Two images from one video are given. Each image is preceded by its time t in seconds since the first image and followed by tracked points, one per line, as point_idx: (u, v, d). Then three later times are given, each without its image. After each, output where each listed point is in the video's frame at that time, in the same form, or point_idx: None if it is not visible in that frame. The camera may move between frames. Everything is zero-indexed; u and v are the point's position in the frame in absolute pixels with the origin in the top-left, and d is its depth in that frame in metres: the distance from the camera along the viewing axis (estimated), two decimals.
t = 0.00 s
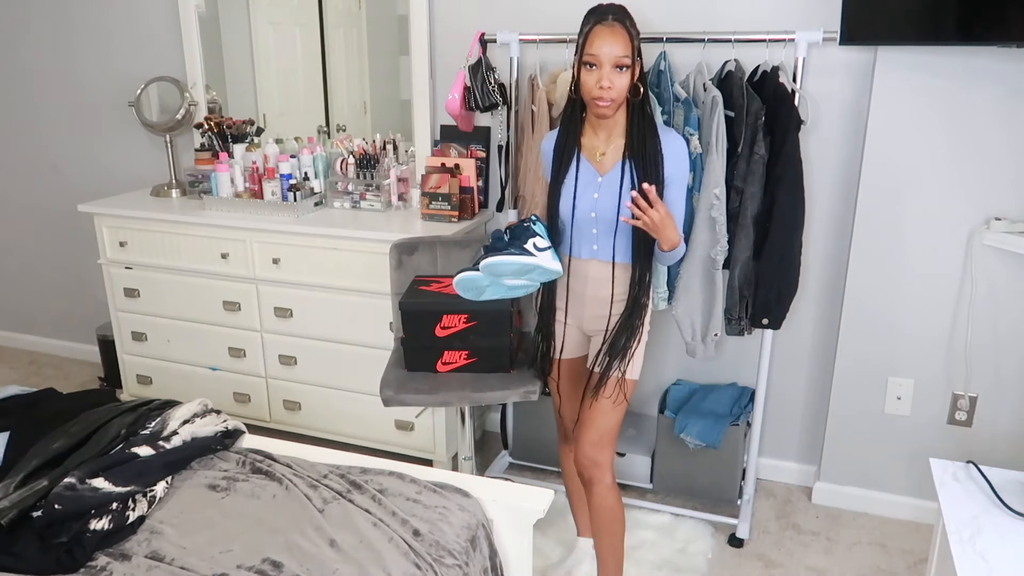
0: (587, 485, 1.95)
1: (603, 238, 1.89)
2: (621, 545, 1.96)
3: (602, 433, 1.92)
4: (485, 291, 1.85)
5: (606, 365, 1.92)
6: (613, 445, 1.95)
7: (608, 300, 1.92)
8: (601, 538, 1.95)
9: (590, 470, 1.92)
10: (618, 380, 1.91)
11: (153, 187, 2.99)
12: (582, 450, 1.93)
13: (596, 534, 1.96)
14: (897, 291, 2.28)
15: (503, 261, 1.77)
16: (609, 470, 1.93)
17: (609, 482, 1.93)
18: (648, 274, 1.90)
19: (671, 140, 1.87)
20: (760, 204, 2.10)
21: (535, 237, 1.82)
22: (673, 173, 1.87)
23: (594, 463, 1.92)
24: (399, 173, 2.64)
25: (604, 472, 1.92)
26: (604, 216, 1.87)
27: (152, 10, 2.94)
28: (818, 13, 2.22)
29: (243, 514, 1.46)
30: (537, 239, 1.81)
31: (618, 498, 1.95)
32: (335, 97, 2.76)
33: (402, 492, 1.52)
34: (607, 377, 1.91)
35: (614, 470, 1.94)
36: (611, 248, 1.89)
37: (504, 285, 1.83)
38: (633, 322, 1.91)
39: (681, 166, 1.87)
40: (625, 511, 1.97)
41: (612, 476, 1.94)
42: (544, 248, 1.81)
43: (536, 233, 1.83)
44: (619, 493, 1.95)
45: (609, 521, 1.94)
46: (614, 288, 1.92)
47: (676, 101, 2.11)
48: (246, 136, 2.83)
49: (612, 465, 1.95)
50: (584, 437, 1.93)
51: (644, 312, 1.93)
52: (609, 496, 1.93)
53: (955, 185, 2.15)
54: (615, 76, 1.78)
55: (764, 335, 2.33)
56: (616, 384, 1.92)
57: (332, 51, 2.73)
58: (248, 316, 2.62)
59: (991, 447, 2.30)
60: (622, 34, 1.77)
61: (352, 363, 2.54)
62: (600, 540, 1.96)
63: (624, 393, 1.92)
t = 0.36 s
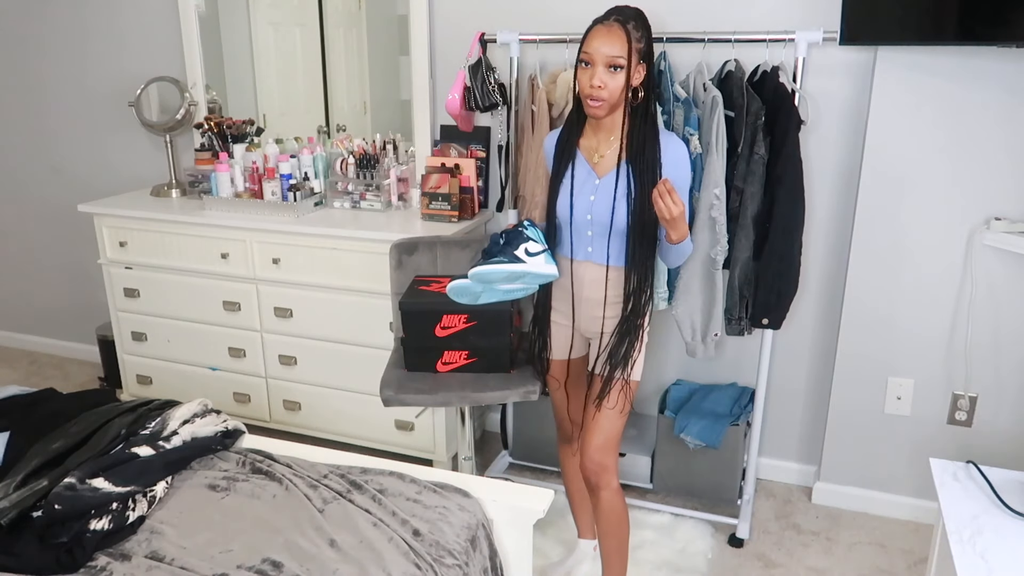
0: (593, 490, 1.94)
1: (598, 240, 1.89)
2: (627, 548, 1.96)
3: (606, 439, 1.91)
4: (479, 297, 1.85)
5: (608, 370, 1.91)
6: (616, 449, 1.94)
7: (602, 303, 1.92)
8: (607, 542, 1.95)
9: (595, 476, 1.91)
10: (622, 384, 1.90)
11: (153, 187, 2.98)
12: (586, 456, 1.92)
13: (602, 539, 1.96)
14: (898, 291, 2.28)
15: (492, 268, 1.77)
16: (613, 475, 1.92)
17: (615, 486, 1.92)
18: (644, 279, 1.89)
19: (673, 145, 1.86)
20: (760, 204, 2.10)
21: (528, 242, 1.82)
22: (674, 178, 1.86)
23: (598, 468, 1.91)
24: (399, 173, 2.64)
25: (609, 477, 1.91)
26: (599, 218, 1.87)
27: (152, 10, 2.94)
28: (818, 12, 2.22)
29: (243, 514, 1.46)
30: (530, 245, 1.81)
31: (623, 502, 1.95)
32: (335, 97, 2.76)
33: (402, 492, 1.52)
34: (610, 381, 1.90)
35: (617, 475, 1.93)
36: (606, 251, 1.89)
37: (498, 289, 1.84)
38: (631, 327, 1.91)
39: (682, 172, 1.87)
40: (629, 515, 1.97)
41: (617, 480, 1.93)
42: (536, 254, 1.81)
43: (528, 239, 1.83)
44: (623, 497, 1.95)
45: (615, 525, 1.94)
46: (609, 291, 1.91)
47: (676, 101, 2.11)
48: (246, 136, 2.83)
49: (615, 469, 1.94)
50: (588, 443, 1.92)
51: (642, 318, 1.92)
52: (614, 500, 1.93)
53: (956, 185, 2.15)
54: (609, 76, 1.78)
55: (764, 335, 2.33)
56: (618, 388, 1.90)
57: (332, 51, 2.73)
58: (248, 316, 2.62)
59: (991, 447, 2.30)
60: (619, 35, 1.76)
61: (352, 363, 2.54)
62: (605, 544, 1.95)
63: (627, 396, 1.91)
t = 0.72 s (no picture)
0: (588, 493, 1.94)
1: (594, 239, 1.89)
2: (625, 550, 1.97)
3: (602, 442, 1.91)
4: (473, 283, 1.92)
5: (604, 372, 1.91)
6: (612, 451, 1.94)
7: (600, 302, 1.91)
8: (605, 545, 1.95)
9: (590, 480, 1.91)
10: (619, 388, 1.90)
11: (153, 187, 2.98)
12: (582, 459, 1.91)
13: (598, 541, 1.96)
14: (898, 291, 2.28)
15: (485, 251, 1.82)
16: (609, 477, 1.92)
17: (610, 488, 1.92)
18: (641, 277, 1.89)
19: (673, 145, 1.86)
20: (760, 204, 2.10)
21: (523, 231, 1.87)
22: (674, 178, 1.86)
23: (595, 471, 1.90)
24: (399, 173, 2.64)
25: (606, 479, 1.91)
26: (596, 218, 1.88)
27: (152, 10, 2.94)
28: (818, 12, 2.22)
29: (243, 514, 1.46)
30: (524, 234, 1.86)
31: (619, 504, 1.95)
32: (335, 97, 2.76)
33: (402, 492, 1.52)
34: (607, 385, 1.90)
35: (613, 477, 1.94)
36: (603, 250, 1.89)
37: (489, 275, 1.90)
38: (629, 330, 1.90)
39: (683, 173, 1.86)
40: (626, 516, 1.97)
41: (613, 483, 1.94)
42: (530, 243, 1.86)
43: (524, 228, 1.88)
44: (620, 499, 1.95)
45: (612, 527, 1.94)
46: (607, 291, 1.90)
47: (676, 101, 2.11)
48: (246, 136, 2.83)
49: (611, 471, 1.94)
50: (584, 446, 1.91)
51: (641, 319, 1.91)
52: (610, 502, 1.93)
53: (956, 185, 2.15)
54: (600, 76, 1.77)
55: (764, 335, 2.33)
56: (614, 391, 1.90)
57: (332, 51, 2.73)
58: (248, 316, 2.62)
59: (991, 447, 2.30)
60: (609, 35, 1.76)
61: (352, 363, 2.54)
62: (602, 547, 1.96)
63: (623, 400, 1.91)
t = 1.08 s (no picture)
0: (581, 494, 1.94)
1: (587, 237, 1.89)
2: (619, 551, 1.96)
3: (594, 444, 1.91)
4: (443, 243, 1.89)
5: (593, 373, 1.91)
6: (604, 453, 1.94)
7: (587, 301, 1.92)
8: (599, 547, 1.95)
9: (582, 481, 1.92)
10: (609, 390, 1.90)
11: (153, 187, 2.98)
12: (574, 460, 1.92)
13: (592, 543, 1.96)
14: (897, 291, 2.28)
15: (461, 211, 1.74)
16: (601, 478, 1.92)
17: (603, 490, 1.92)
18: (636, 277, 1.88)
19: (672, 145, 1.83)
20: (760, 204, 2.09)
21: (502, 204, 1.84)
22: (670, 180, 1.82)
23: (586, 472, 1.91)
24: (399, 173, 2.64)
25: (597, 481, 1.91)
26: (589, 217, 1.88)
27: (152, 10, 2.94)
28: (818, 12, 2.22)
29: (243, 514, 1.46)
30: (502, 205, 1.83)
31: (612, 505, 1.95)
32: (335, 97, 2.76)
33: (402, 492, 1.52)
34: (597, 387, 1.90)
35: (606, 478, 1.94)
36: (595, 249, 1.89)
37: (459, 237, 1.87)
38: (617, 335, 1.90)
39: (679, 175, 1.82)
40: (620, 517, 1.97)
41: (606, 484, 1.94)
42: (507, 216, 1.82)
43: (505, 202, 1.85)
44: (613, 500, 1.95)
45: (605, 528, 1.94)
46: (595, 289, 1.91)
47: (676, 101, 2.10)
48: (246, 136, 2.83)
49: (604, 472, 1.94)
50: (576, 448, 1.92)
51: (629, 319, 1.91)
52: (603, 504, 1.93)
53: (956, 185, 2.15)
54: (596, 75, 1.77)
55: (764, 335, 2.33)
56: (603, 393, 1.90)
57: (332, 51, 2.73)
58: (248, 316, 2.62)
59: (991, 447, 2.30)
60: (606, 34, 1.75)
61: (352, 363, 2.53)
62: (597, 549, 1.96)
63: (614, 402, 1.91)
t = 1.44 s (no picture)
0: (579, 494, 1.95)
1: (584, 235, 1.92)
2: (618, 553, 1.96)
3: (590, 444, 1.92)
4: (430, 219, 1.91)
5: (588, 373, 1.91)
6: (602, 453, 1.94)
7: (583, 299, 1.93)
8: (597, 548, 1.95)
9: (579, 481, 1.93)
10: (603, 390, 1.89)
11: (153, 187, 2.98)
12: (572, 460, 1.93)
13: (591, 543, 1.96)
14: (898, 291, 2.28)
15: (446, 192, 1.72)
16: (599, 479, 1.92)
17: (601, 490, 1.93)
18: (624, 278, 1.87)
19: (671, 146, 1.81)
20: (760, 203, 2.09)
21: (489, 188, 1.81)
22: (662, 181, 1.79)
23: (583, 471, 1.92)
24: (399, 173, 2.64)
25: (594, 481, 1.92)
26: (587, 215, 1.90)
27: (152, 10, 2.94)
28: (818, 12, 2.22)
29: (243, 514, 1.46)
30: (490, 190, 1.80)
31: (611, 506, 1.95)
32: (335, 97, 2.76)
33: (401, 492, 1.52)
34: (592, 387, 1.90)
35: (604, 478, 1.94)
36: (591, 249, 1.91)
37: (446, 217, 1.88)
38: (607, 329, 1.89)
39: (671, 177, 1.79)
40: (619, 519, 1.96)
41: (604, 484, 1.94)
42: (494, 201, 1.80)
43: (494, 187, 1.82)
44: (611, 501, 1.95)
45: (603, 529, 1.94)
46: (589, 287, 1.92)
47: (676, 101, 2.10)
48: (246, 136, 2.83)
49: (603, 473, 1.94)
50: (573, 448, 1.93)
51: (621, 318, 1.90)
52: (600, 504, 1.93)
53: (956, 185, 2.15)
54: (601, 74, 1.77)
55: (764, 334, 2.33)
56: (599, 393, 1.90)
57: (332, 51, 2.73)
58: (248, 316, 2.62)
59: (991, 447, 2.30)
60: (611, 34, 1.74)
61: (352, 363, 2.54)
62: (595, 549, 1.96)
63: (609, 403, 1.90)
